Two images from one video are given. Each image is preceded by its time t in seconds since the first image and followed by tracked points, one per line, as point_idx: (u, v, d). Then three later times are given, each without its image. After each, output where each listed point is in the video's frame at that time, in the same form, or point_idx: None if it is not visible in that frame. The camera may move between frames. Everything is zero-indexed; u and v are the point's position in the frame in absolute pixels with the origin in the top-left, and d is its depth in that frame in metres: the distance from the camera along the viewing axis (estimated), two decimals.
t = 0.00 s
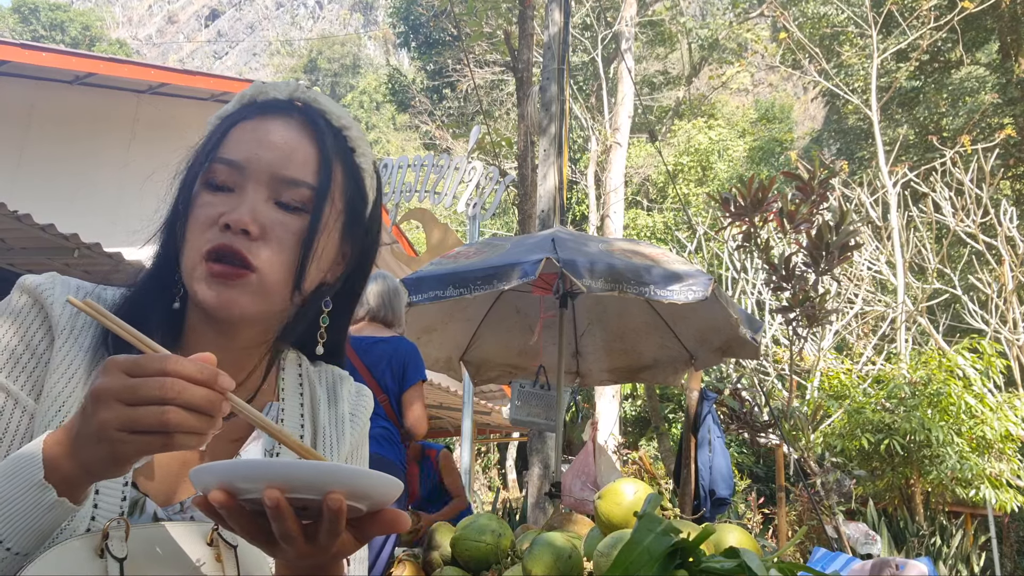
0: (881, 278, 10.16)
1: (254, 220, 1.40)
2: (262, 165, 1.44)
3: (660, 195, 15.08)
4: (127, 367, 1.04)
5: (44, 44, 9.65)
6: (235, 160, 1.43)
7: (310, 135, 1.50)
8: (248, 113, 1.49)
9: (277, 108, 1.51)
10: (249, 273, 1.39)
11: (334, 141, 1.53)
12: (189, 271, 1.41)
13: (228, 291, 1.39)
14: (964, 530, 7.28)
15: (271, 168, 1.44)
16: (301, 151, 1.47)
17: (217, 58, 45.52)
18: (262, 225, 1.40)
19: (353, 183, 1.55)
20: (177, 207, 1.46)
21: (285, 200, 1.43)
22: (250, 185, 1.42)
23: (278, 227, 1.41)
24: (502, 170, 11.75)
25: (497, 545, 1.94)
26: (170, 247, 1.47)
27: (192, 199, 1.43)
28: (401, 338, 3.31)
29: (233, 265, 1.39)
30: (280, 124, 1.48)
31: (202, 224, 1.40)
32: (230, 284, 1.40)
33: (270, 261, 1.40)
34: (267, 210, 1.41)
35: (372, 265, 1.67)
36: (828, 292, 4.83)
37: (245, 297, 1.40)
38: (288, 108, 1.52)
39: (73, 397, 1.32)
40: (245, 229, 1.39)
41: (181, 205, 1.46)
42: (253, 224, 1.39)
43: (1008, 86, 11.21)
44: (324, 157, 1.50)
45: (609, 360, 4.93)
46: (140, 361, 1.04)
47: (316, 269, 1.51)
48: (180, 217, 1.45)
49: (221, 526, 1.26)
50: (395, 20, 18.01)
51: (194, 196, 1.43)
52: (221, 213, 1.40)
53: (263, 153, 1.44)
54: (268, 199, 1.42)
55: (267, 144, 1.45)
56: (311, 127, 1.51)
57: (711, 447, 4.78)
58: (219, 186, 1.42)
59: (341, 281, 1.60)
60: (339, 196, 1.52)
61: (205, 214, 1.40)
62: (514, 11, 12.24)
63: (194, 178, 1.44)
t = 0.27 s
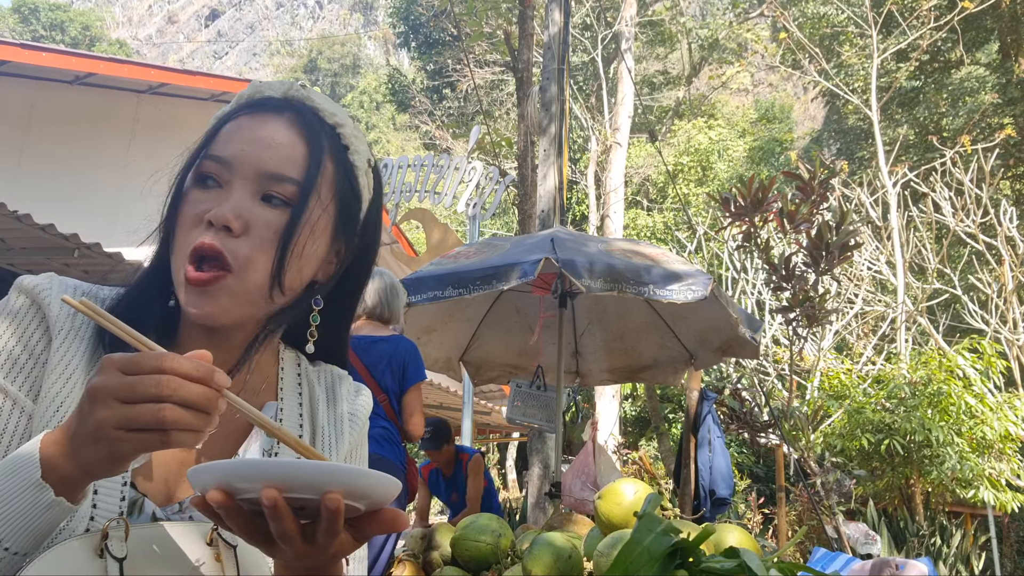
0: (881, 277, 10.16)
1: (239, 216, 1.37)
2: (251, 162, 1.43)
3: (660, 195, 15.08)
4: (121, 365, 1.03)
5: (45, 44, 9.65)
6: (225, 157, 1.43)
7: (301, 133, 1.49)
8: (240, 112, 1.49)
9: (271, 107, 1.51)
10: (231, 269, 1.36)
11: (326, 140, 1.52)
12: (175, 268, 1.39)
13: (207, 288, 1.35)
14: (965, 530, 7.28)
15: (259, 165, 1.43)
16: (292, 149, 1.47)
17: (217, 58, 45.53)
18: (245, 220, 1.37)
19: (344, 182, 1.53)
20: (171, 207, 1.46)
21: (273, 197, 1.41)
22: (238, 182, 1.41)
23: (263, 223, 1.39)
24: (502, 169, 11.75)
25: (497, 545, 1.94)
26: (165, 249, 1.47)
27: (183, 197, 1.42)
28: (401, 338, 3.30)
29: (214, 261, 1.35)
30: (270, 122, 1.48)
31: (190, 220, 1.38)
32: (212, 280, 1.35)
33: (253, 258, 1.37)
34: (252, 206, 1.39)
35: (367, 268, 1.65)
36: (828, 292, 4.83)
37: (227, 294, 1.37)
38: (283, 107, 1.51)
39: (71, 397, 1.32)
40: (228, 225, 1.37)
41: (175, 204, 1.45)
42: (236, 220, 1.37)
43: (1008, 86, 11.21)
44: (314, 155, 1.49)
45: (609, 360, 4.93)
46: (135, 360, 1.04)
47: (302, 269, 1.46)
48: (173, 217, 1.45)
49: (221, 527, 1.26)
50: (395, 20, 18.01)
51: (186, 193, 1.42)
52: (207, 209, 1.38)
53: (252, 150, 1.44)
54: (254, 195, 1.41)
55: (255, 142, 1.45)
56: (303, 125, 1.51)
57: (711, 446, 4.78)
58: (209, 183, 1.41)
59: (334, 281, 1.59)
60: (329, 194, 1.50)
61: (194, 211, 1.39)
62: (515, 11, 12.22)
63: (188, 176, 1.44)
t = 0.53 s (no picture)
0: (881, 277, 10.16)
1: (234, 215, 1.36)
2: (248, 162, 1.42)
3: (660, 195, 15.08)
4: (121, 366, 1.04)
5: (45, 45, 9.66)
6: (223, 156, 1.42)
7: (300, 132, 1.49)
8: (240, 112, 1.49)
9: (271, 108, 1.51)
10: (224, 268, 1.34)
11: (325, 140, 1.52)
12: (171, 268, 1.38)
13: (202, 287, 1.33)
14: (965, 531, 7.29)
15: (257, 164, 1.42)
16: (290, 149, 1.46)
17: (217, 58, 45.53)
18: (241, 221, 1.36)
19: (342, 182, 1.53)
20: (169, 208, 1.46)
21: (269, 197, 1.41)
22: (235, 181, 1.41)
23: (259, 222, 1.38)
24: (502, 169, 11.76)
25: (497, 546, 1.94)
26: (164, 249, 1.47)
27: (180, 197, 1.42)
28: (401, 338, 3.30)
29: (207, 258, 1.34)
30: (269, 122, 1.48)
31: (184, 220, 1.37)
32: (206, 279, 1.34)
33: (249, 257, 1.36)
34: (248, 205, 1.38)
35: (365, 269, 1.65)
36: (828, 292, 4.83)
37: (221, 293, 1.34)
38: (282, 107, 1.52)
39: (69, 397, 1.32)
40: (223, 225, 1.35)
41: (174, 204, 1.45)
42: (232, 220, 1.36)
43: (1008, 86, 11.22)
44: (312, 155, 1.49)
45: (610, 360, 4.94)
46: (133, 360, 1.04)
47: (298, 270, 1.45)
48: (170, 217, 1.44)
49: (220, 527, 1.27)
50: (395, 20, 18.00)
51: (183, 193, 1.42)
52: (203, 208, 1.37)
53: (250, 149, 1.43)
54: (250, 194, 1.40)
55: (253, 142, 1.44)
56: (302, 125, 1.51)
57: (712, 447, 4.78)
58: (206, 183, 1.41)
59: (333, 281, 1.59)
60: (326, 194, 1.49)
61: (191, 210, 1.38)
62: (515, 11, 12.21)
63: (185, 175, 1.44)
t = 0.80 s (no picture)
0: (881, 277, 10.16)
1: (232, 216, 1.36)
2: (247, 162, 1.42)
3: (660, 195, 15.07)
4: (123, 367, 1.03)
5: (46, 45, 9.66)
6: (222, 156, 1.42)
7: (299, 132, 1.49)
8: (240, 111, 1.49)
9: (270, 108, 1.51)
10: (222, 267, 1.34)
11: (325, 140, 1.52)
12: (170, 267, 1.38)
13: (199, 285, 1.33)
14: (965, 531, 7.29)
15: (256, 165, 1.42)
16: (289, 149, 1.46)
17: (217, 58, 45.55)
18: (240, 221, 1.36)
19: (341, 181, 1.53)
20: (169, 208, 1.46)
21: (268, 197, 1.40)
22: (233, 181, 1.41)
23: (258, 222, 1.37)
24: (502, 169, 11.76)
25: (497, 546, 1.94)
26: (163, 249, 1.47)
27: (179, 196, 1.41)
28: (401, 338, 3.30)
29: (205, 258, 1.33)
30: (269, 122, 1.47)
31: (183, 219, 1.37)
32: (202, 278, 1.33)
33: (248, 256, 1.35)
34: (246, 205, 1.38)
35: (364, 269, 1.65)
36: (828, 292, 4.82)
37: (218, 292, 1.34)
38: (282, 107, 1.52)
39: (70, 398, 1.31)
40: (221, 225, 1.35)
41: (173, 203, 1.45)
42: (230, 220, 1.35)
43: (1008, 86, 11.22)
44: (311, 155, 1.48)
45: (609, 360, 4.94)
46: (135, 361, 1.04)
47: (297, 271, 1.44)
48: (169, 217, 1.44)
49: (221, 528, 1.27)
50: (395, 20, 18.00)
51: (182, 193, 1.42)
52: (202, 208, 1.37)
53: (249, 149, 1.43)
54: (249, 195, 1.40)
55: (252, 141, 1.44)
56: (302, 125, 1.50)
57: (712, 447, 4.77)
58: (205, 183, 1.41)
59: (332, 282, 1.58)
60: (325, 193, 1.49)
61: (189, 210, 1.38)
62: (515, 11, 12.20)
63: (184, 176, 1.44)
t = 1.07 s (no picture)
0: (881, 277, 10.16)
1: (228, 218, 1.36)
2: (244, 163, 1.42)
3: (660, 195, 15.08)
4: (123, 367, 1.03)
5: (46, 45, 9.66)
6: (219, 157, 1.42)
7: (297, 133, 1.49)
8: (238, 112, 1.49)
9: (268, 108, 1.50)
10: (219, 270, 1.34)
11: (323, 141, 1.52)
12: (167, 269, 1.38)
13: (197, 288, 1.34)
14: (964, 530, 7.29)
15: (253, 166, 1.42)
16: (286, 151, 1.46)
17: (217, 58, 45.56)
18: (236, 224, 1.36)
19: (339, 182, 1.53)
20: (167, 209, 1.46)
21: (264, 200, 1.40)
22: (230, 182, 1.40)
23: (254, 224, 1.38)
24: (502, 169, 11.76)
25: (497, 546, 1.94)
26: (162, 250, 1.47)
27: (176, 198, 1.42)
28: (402, 339, 3.30)
29: (203, 262, 1.34)
30: (267, 123, 1.47)
31: (180, 221, 1.37)
32: (200, 281, 1.34)
33: (244, 258, 1.36)
34: (242, 207, 1.38)
35: (364, 270, 1.65)
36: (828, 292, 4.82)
37: (216, 296, 1.35)
38: (280, 108, 1.51)
39: (70, 398, 1.31)
40: (217, 227, 1.35)
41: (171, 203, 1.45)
42: (226, 222, 1.35)
43: (1008, 86, 11.22)
44: (309, 156, 1.48)
45: (610, 360, 4.94)
46: (136, 362, 1.04)
47: (293, 273, 1.44)
48: (167, 218, 1.44)
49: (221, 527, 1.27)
50: (395, 20, 18.00)
51: (180, 194, 1.42)
52: (198, 210, 1.37)
53: (246, 151, 1.43)
54: (245, 197, 1.39)
55: (249, 143, 1.44)
56: (300, 126, 1.50)
57: (712, 446, 4.77)
58: (201, 184, 1.41)
59: (332, 283, 1.59)
60: (323, 194, 1.49)
61: (187, 212, 1.38)
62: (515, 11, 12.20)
63: (182, 177, 1.44)
